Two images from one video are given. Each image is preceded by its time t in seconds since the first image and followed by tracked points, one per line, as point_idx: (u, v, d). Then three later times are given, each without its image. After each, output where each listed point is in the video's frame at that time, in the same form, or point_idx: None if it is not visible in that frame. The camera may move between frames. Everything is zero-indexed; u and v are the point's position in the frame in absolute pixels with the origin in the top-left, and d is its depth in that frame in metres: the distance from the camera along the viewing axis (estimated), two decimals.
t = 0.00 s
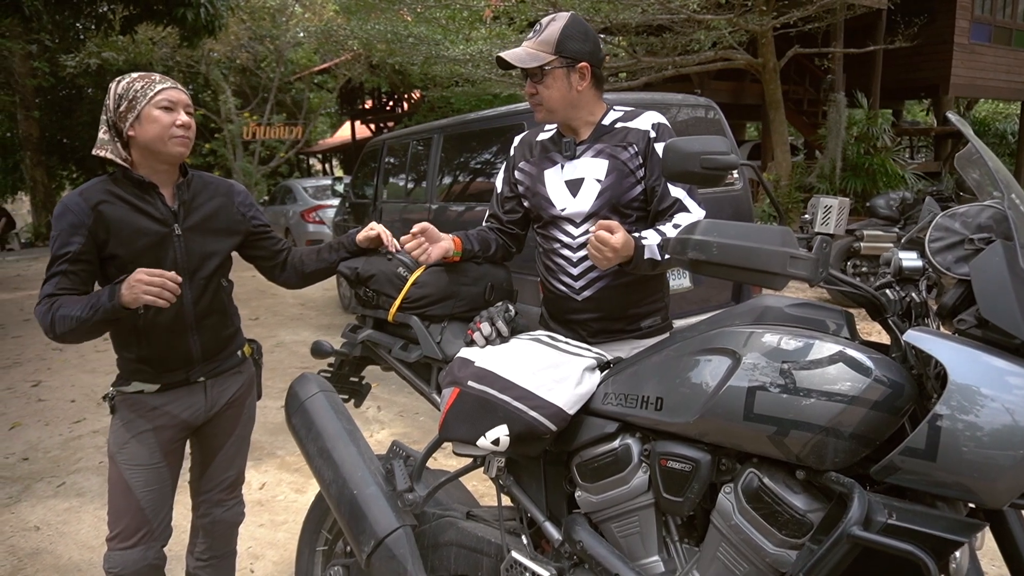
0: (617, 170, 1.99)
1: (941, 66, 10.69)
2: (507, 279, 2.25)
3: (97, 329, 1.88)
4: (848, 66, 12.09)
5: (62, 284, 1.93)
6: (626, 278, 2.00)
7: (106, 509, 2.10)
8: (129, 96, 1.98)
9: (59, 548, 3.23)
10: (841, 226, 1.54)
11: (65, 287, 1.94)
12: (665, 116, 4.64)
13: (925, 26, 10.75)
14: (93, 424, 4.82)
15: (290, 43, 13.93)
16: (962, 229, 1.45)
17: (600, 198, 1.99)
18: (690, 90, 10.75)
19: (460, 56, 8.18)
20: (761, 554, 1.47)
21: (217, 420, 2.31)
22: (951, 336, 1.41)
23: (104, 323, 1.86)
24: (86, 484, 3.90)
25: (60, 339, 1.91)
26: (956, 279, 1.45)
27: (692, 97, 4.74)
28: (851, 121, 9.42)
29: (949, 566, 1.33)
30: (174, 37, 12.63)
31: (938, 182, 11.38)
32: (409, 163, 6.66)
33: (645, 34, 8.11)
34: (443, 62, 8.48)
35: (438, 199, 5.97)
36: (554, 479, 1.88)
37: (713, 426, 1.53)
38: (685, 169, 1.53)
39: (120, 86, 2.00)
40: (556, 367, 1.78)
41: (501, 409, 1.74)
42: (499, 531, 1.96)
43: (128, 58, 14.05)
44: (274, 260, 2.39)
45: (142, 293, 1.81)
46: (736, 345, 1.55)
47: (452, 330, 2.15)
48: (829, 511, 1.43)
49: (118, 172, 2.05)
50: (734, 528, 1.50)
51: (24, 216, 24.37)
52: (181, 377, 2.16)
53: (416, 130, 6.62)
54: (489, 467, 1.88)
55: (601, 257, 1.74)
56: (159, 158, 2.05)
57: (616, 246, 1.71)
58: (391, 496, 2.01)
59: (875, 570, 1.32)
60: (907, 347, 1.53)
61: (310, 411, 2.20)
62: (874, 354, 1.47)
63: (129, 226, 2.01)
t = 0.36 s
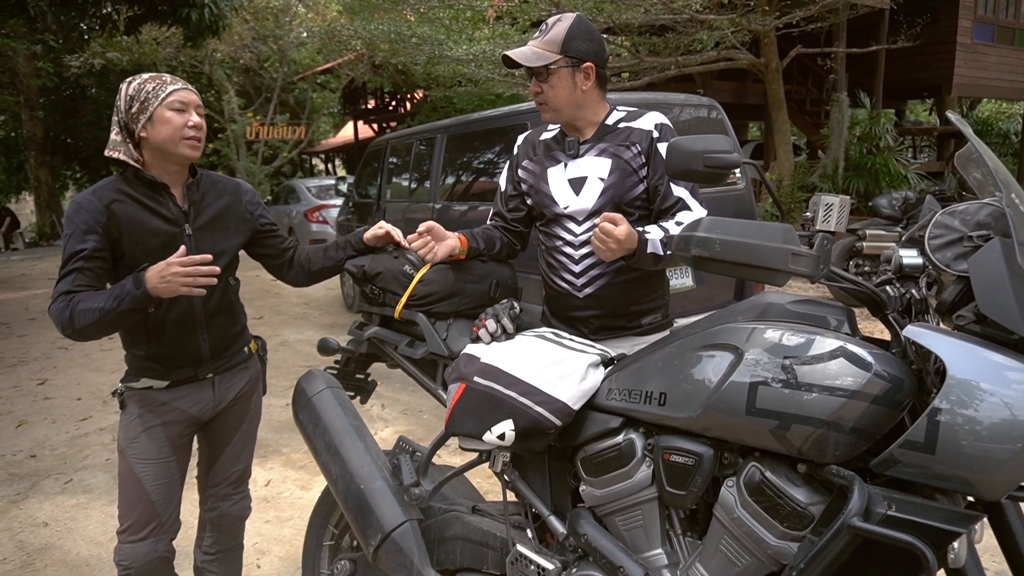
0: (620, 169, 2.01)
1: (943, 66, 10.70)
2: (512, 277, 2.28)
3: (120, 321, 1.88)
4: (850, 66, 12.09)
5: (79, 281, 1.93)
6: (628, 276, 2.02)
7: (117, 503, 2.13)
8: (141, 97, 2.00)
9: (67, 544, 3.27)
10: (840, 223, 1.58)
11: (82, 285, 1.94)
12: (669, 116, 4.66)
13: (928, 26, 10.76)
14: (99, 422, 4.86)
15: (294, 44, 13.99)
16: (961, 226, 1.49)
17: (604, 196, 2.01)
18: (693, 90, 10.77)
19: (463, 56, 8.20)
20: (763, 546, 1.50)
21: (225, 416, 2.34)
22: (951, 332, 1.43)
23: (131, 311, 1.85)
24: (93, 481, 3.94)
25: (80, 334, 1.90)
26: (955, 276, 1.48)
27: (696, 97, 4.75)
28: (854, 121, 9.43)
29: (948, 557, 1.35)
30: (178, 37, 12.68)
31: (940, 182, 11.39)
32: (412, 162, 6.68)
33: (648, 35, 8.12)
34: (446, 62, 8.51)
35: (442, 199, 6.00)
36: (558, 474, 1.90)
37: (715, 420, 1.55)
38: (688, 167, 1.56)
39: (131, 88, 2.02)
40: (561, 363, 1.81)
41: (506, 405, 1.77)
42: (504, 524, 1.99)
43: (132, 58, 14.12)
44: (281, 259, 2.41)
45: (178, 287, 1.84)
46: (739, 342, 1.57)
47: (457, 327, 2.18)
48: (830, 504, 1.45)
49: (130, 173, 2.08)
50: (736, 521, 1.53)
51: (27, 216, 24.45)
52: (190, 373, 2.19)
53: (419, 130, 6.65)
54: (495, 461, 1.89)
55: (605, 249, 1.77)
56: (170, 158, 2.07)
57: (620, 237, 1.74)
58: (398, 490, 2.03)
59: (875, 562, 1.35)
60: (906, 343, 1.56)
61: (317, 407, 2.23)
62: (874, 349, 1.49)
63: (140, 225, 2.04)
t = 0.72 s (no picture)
0: (620, 168, 2.04)
1: (945, 66, 10.71)
2: (514, 275, 2.31)
3: (156, 325, 1.88)
4: (851, 66, 12.12)
5: (106, 275, 1.93)
6: (626, 274, 2.04)
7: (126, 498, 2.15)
8: (149, 95, 2.02)
9: (73, 540, 3.29)
10: (837, 221, 1.60)
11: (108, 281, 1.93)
12: (670, 116, 4.67)
13: (929, 26, 10.78)
14: (103, 420, 4.89)
15: (296, 44, 14.02)
16: (956, 224, 1.51)
17: (602, 194, 2.04)
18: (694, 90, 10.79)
19: (465, 56, 8.23)
20: (761, 539, 1.52)
21: (232, 412, 2.36)
22: (945, 327, 1.45)
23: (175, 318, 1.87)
24: (98, 478, 3.96)
25: (108, 330, 1.88)
26: (950, 273, 1.50)
27: (697, 97, 4.76)
28: (856, 121, 9.45)
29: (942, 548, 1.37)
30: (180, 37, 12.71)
31: (942, 181, 11.41)
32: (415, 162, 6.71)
33: (650, 35, 8.14)
34: (448, 62, 8.54)
35: (444, 198, 6.02)
36: (560, 469, 1.93)
37: (715, 415, 1.57)
38: (687, 166, 1.59)
39: (138, 86, 2.04)
40: (563, 359, 1.83)
41: (509, 400, 1.79)
42: (506, 519, 2.01)
43: (135, 58, 14.15)
44: (284, 256, 2.44)
45: (225, 312, 1.88)
46: (738, 337, 1.59)
47: (460, 324, 2.20)
48: (827, 497, 1.47)
49: (136, 171, 2.09)
50: (735, 514, 1.55)
51: (29, 216, 24.55)
52: (198, 370, 2.21)
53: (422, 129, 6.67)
54: (497, 457, 1.91)
55: (602, 245, 1.80)
56: (177, 155, 2.10)
57: (616, 232, 1.77)
58: (401, 485, 2.06)
59: (871, 554, 1.37)
60: (902, 339, 1.58)
61: (321, 403, 2.25)
62: (871, 345, 1.51)
63: (152, 223, 2.07)
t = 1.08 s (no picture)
0: (618, 166, 2.06)
1: (947, 66, 10.72)
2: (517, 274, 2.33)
3: (167, 306, 1.90)
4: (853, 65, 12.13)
5: (113, 272, 1.96)
6: (622, 272, 2.07)
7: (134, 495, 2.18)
8: (154, 97, 2.04)
9: (80, 536, 3.32)
10: (836, 219, 1.62)
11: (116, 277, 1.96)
12: (672, 116, 4.69)
13: (931, 26, 10.78)
14: (107, 418, 4.92)
15: (298, 44, 14.05)
16: (952, 221, 1.54)
17: (600, 192, 2.06)
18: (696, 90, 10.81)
19: (467, 56, 8.26)
20: (761, 532, 1.54)
21: (238, 409, 2.39)
22: (942, 323, 1.48)
23: (185, 294, 1.90)
24: (103, 475, 3.99)
25: (120, 324, 1.90)
26: (947, 270, 1.52)
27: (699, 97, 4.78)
28: (858, 121, 9.47)
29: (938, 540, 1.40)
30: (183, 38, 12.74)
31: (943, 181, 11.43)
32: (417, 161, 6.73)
33: (651, 35, 8.14)
34: (450, 62, 8.56)
35: (446, 198, 6.05)
36: (562, 464, 1.95)
37: (714, 410, 1.60)
38: (688, 165, 1.61)
39: (143, 87, 2.06)
40: (565, 356, 1.85)
41: (512, 395, 1.82)
42: (509, 514, 2.04)
43: (137, 58, 14.18)
44: (289, 254, 2.46)
45: (233, 270, 1.91)
46: (737, 333, 1.62)
47: (464, 322, 2.22)
48: (825, 490, 1.50)
49: (142, 171, 2.12)
50: (735, 508, 1.57)
51: (33, 216, 24.65)
52: (205, 368, 2.24)
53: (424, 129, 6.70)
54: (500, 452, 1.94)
55: (597, 245, 1.82)
56: (182, 156, 2.12)
57: (612, 234, 1.79)
58: (405, 480, 2.08)
59: (868, 546, 1.40)
60: (899, 335, 1.60)
61: (326, 400, 2.28)
62: (869, 341, 1.54)
63: (159, 222, 2.10)
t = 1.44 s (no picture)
0: (615, 166, 2.09)
1: (948, 65, 10.74)
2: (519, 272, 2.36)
3: (180, 303, 1.91)
4: (854, 65, 12.14)
5: (128, 273, 1.99)
6: (619, 272, 2.10)
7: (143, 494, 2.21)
8: (162, 97, 2.07)
9: (87, 532, 3.36)
10: (834, 218, 1.64)
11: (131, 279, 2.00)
12: (672, 116, 4.72)
13: (932, 26, 10.80)
14: (112, 416, 4.95)
15: (301, 44, 14.09)
16: (949, 220, 1.57)
17: (598, 191, 2.09)
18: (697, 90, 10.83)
19: (469, 56, 8.29)
20: (760, 525, 1.57)
21: (245, 407, 2.43)
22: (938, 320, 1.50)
23: (196, 289, 1.90)
24: (109, 472, 4.03)
25: (134, 325, 1.92)
26: (943, 267, 1.55)
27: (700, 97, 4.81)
28: (859, 121, 9.49)
29: (933, 531, 1.43)
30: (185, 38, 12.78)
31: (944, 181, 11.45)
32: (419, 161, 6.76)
33: (653, 35, 8.17)
34: (452, 62, 8.60)
35: (448, 198, 6.08)
36: (564, 459, 1.98)
37: (714, 405, 1.63)
38: (688, 164, 1.64)
39: (151, 87, 2.09)
40: (567, 353, 1.88)
41: (515, 391, 1.84)
42: (512, 509, 2.07)
43: (140, 59, 14.22)
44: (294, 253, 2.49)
45: (241, 257, 1.90)
46: (737, 330, 1.65)
47: (467, 319, 2.24)
48: (823, 483, 1.53)
49: (151, 172, 2.15)
50: (735, 501, 1.60)
51: (35, 215, 24.71)
52: (214, 367, 2.27)
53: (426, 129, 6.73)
54: (503, 448, 1.97)
55: (593, 246, 1.86)
56: (191, 157, 2.16)
57: (606, 235, 1.83)
58: (410, 476, 2.11)
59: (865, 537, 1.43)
60: (896, 332, 1.63)
61: (332, 396, 2.31)
62: (865, 337, 1.57)
63: (169, 223, 2.13)
